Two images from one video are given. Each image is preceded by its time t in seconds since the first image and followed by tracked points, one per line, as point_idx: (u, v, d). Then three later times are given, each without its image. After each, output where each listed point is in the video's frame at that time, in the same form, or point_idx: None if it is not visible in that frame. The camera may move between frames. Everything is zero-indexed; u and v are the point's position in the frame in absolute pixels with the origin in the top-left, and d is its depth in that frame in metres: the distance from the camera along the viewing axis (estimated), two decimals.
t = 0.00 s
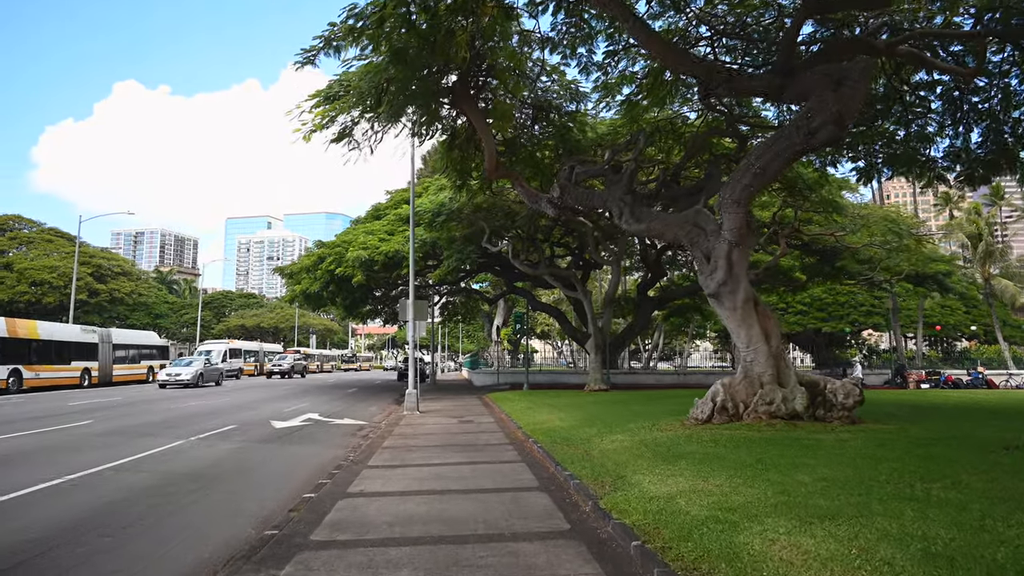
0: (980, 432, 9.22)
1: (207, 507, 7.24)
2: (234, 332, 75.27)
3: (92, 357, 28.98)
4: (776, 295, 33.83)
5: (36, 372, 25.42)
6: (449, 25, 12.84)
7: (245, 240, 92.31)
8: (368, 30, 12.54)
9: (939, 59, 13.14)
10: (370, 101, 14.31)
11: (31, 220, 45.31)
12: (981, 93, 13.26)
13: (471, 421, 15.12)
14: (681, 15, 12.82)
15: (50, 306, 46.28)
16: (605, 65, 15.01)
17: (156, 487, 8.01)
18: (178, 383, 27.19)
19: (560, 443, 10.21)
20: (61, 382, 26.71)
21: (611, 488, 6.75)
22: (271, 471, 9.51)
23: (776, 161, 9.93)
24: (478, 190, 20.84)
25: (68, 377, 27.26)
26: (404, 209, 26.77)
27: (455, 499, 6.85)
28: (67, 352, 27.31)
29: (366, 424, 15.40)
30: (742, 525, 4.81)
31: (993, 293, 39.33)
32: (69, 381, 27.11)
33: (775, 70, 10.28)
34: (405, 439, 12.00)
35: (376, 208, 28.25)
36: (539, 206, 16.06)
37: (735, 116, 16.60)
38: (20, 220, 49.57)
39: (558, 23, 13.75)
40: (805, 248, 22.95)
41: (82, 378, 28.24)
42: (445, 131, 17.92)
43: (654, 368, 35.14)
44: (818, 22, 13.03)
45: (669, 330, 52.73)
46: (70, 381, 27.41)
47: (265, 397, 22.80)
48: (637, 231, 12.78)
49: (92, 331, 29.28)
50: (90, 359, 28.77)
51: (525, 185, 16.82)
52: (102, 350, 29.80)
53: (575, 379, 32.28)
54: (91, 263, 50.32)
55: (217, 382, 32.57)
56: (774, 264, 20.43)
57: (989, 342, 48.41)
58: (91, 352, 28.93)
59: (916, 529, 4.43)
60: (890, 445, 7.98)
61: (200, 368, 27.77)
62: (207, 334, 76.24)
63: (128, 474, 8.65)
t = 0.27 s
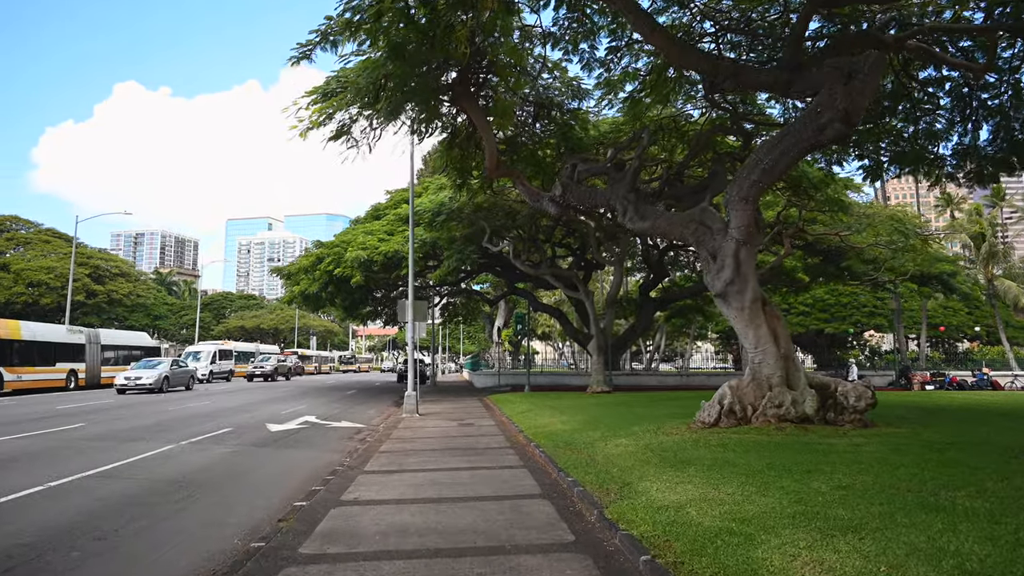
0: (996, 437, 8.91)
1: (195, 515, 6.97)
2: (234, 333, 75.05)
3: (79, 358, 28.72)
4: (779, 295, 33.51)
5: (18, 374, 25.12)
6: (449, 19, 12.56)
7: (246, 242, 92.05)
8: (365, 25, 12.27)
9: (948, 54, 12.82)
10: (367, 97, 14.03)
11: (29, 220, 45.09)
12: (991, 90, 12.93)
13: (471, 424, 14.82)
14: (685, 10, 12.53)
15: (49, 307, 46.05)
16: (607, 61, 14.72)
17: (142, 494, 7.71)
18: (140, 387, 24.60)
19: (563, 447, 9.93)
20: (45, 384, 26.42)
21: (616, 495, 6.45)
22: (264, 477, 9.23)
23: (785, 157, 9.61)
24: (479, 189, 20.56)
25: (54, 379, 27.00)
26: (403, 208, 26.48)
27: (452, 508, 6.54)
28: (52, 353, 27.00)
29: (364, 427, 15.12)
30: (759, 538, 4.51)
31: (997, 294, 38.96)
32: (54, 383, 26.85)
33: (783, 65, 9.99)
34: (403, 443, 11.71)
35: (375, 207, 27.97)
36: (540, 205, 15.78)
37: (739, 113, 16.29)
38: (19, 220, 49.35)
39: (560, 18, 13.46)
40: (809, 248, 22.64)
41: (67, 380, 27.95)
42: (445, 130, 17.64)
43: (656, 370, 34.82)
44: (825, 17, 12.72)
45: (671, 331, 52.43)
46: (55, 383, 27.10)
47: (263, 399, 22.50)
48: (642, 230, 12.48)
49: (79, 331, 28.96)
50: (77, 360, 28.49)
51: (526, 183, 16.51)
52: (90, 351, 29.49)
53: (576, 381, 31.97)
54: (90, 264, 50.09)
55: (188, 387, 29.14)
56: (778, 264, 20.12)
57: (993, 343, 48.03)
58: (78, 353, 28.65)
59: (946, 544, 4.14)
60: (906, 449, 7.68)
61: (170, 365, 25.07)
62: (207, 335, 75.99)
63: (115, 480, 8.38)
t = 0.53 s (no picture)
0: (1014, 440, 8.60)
1: (182, 522, 6.69)
2: (233, 334, 74.81)
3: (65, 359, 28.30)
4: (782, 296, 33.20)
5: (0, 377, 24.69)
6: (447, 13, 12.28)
7: (246, 243, 91.80)
8: (361, 18, 12.00)
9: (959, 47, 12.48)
10: (364, 92, 13.76)
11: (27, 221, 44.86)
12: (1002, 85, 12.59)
13: (471, 426, 14.52)
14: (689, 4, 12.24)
15: (47, 308, 45.82)
16: (609, 56, 14.43)
17: (127, 500, 7.42)
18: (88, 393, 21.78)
19: (565, 450, 9.64)
20: (27, 387, 26.00)
21: (622, 503, 6.16)
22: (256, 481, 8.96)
23: (793, 151, 9.30)
24: (479, 188, 20.28)
25: (39, 381, 26.67)
26: (403, 207, 26.19)
27: (449, 516, 6.24)
28: (37, 355, 26.55)
29: (362, 429, 14.84)
30: (776, 551, 4.22)
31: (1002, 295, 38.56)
32: (37, 386, 26.44)
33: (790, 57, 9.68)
34: (401, 446, 11.42)
35: (374, 207, 27.68)
36: (542, 203, 15.51)
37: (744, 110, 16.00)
38: (17, 221, 49.12)
39: (561, 11, 13.17)
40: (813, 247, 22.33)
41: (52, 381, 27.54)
42: (444, 127, 17.36)
43: (657, 371, 34.52)
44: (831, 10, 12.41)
45: (672, 332, 52.13)
46: (40, 384, 26.77)
47: (260, 401, 22.23)
48: (645, 227, 12.18)
49: (66, 331, 28.48)
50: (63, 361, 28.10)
51: (527, 181, 16.22)
52: (76, 351, 29.03)
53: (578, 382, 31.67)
54: (89, 265, 49.87)
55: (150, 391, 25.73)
56: (782, 263, 19.82)
57: (996, 344, 47.65)
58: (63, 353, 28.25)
59: (980, 558, 3.85)
60: (924, 453, 7.38)
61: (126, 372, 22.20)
62: (206, 337, 75.73)
63: (101, 484, 8.11)
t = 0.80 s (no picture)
0: None
1: (170, 530, 6.39)
2: (234, 335, 74.63)
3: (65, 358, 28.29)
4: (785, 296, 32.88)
5: None
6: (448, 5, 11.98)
7: (246, 244, 91.51)
8: (359, 9, 11.71)
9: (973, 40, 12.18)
10: (362, 86, 13.48)
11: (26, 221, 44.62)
12: (1017, 79, 12.31)
13: (472, 428, 14.24)
14: None
15: (46, 309, 45.56)
16: (613, 50, 14.13)
17: (113, 506, 7.11)
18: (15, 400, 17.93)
19: (570, 452, 9.34)
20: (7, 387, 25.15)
21: (631, 510, 5.85)
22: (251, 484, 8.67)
23: (806, 144, 9.01)
24: (480, 186, 19.97)
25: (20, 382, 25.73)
26: (403, 206, 25.88)
27: (450, 525, 5.95)
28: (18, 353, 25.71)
29: (360, 431, 14.54)
30: (801, 565, 3.94)
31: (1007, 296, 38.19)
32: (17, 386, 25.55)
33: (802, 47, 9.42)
34: (400, 449, 11.12)
35: (374, 206, 27.38)
36: (545, 200, 15.19)
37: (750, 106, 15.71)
38: (17, 221, 48.90)
39: (565, 4, 12.88)
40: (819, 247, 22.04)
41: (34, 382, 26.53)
42: (445, 124, 17.08)
43: (660, 372, 34.23)
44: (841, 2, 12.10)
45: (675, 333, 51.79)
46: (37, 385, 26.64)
47: (259, 402, 21.93)
48: (651, 224, 11.86)
49: (52, 330, 27.59)
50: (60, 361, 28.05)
51: (529, 179, 15.91)
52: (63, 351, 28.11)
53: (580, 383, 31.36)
54: (88, 265, 49.65)
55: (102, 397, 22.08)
56: (788, 263, 19.50)
57: (1000, 345, 47.27)
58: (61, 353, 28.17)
59: None
60: (945, 458, 7.08)
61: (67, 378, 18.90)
62: (207, 338, 75.47)
63: (89, 489, 7.82)
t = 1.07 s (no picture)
0: None
1: (159, 537, 6.07)
2: (235, 335, 74.39)
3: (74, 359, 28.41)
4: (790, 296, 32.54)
5: None
6: None
7: (247, 244, 91.26)
8: None
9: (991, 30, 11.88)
10: (361, 79, 13.16)
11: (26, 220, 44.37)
12: None
13: (475, 429, 13.93)
14: None
15: (46, 309, 45.29)
16: (619, 42, 13.80)
17: (101, 511, 6.80)
18: None
19: (576, 455, 9.02)
20: None
21: (645, 517, 5.53)
22: (247, 486, 8.35)
23: (822, 135, 8.70)
24: (483, 183, 19.64)
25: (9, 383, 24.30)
26: (404, 204, 25.56)
27: (455, 532, 5.64)
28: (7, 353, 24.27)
29: (360, 432, 14.22)
30: None
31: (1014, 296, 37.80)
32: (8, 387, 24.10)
33: (818, 34, 9.03)
34: (401, 450, 10.80)
35: (375, 204, 27.06)
36: (549, 197, 14.86)
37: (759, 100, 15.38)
38: (17, 221, 48.65)
39: None
40: (826, 245, 21.72)
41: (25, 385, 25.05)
42: (447, 119, 16.75)
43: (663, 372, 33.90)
44: None
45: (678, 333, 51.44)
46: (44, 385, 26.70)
47: (258, 402, 21.62)
48: (658, 219, 11.49)
49: (42, 330, 26.21)
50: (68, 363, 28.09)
51: (533, 175, 15.55)
52: (54, 352, 26.70)
53: (582, 384, 31.04)
54: (88, 265, 49.39)
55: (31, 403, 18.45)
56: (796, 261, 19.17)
57: (1006, 345, 46.87)
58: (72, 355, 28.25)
59: None
60: (973, 461, 6.76)
61: None
62: (208, 338, 75.19)
63: (78, 492, 7.50)
